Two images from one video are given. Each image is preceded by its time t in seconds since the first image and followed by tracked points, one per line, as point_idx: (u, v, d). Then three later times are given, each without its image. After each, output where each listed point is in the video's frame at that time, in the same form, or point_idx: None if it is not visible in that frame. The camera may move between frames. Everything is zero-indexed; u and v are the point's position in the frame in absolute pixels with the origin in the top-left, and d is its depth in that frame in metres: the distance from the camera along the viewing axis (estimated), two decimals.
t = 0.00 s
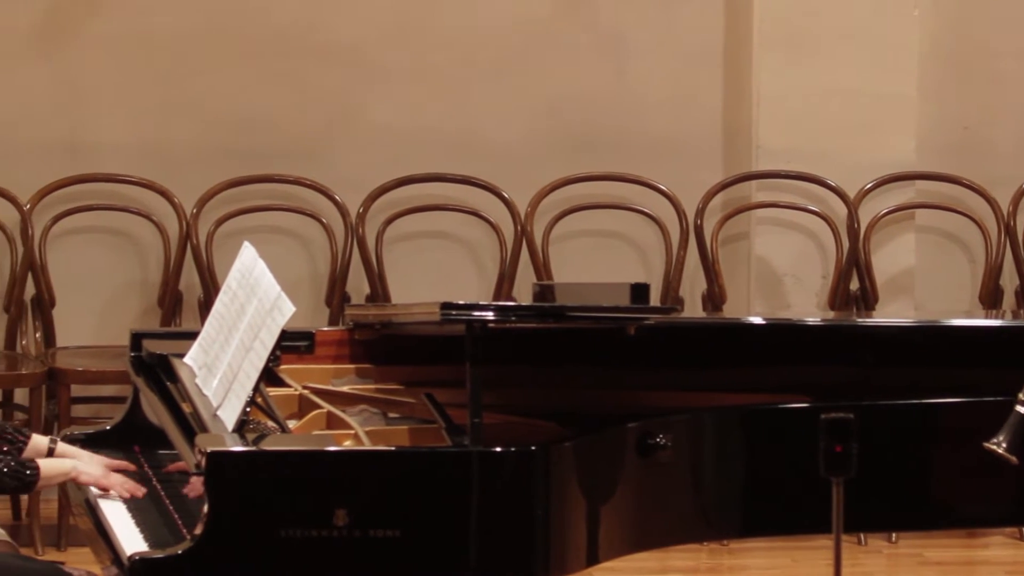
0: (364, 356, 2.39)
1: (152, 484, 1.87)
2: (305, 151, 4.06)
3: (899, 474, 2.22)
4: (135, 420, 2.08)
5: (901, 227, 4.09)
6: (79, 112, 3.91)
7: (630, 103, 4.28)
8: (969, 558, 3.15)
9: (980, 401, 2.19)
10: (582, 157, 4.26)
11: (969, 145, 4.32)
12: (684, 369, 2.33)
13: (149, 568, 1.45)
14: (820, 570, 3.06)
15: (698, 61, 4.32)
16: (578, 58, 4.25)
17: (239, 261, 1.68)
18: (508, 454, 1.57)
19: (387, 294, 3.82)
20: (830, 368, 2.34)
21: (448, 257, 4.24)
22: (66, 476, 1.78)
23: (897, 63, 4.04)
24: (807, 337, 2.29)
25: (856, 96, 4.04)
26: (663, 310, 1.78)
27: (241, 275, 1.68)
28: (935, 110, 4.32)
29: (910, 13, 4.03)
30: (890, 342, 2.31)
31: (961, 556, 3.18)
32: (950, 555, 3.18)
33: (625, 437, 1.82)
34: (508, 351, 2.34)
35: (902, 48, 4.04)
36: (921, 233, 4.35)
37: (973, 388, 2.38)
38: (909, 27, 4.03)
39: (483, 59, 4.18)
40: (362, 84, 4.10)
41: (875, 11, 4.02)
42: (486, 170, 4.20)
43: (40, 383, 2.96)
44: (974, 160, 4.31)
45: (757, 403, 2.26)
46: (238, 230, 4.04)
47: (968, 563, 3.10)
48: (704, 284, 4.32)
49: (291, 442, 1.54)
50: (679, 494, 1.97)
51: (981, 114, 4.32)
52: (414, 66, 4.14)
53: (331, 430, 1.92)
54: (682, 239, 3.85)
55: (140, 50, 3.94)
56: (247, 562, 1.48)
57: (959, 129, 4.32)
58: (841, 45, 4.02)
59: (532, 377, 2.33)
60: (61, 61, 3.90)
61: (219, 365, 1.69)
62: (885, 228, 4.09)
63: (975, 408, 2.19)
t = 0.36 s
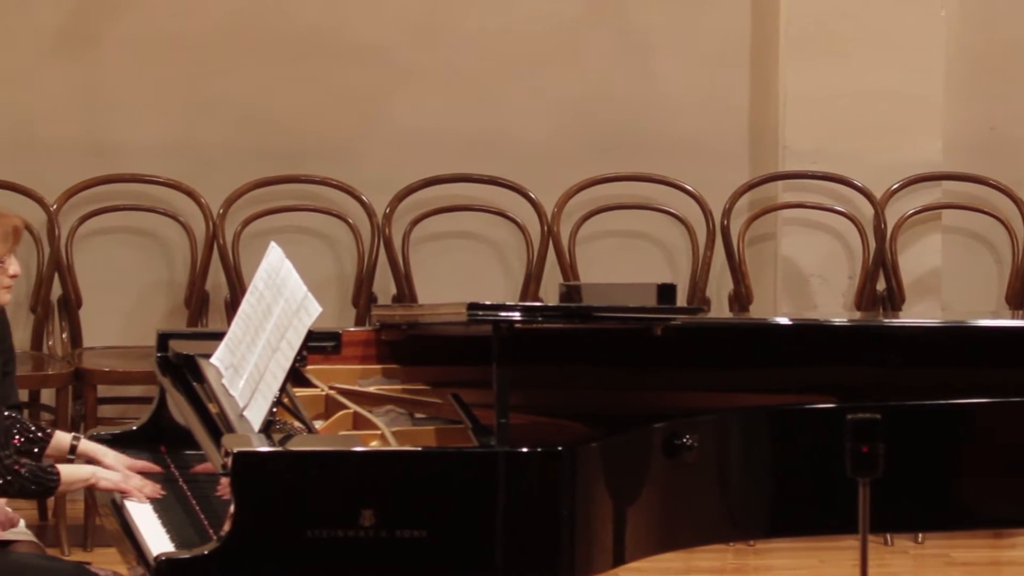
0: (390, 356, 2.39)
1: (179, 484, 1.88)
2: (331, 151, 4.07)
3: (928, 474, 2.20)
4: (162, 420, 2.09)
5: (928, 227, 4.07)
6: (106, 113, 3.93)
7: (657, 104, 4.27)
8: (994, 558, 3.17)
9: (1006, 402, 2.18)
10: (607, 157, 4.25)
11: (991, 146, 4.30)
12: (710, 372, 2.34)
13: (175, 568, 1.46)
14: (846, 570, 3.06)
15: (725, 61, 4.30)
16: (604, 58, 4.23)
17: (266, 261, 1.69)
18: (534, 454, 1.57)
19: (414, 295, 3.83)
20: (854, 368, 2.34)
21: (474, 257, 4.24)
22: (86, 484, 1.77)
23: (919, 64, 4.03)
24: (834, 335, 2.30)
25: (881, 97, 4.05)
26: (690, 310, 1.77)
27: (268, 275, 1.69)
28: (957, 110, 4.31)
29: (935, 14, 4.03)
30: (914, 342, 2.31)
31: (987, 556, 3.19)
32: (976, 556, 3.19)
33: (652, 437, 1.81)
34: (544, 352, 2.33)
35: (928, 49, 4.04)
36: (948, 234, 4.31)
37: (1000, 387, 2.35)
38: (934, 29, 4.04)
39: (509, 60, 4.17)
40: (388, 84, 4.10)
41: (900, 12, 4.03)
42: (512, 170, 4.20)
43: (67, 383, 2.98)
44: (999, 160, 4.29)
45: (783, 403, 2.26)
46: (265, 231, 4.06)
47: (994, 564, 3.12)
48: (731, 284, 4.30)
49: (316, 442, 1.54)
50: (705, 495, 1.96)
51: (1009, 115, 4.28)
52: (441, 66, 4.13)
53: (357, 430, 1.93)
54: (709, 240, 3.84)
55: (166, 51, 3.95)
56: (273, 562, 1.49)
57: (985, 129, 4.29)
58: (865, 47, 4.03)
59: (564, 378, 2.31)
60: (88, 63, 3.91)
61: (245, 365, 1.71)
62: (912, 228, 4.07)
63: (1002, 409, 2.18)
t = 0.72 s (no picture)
0: (414, 355, 2.39)
1: (204, 484, 1.89)
2: (356, 151, 4.08)
3: (953, 474, 2.19)
4: (187, 421, 2.10)
5: (953, 227, 4.05)
6: (132, 114, 3.94)
7: (682, 103, 4.26)
8: (1021, 558, 3.14)
9: None
10: (631, 156, 4.24)
11: (1015, 145, 4.28)
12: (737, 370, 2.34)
13: (199, 568, 1.47)
14: (872, 570, 3.04)
15: (750, 59, 4.28)
16: (629, 57, 4.22)
17: (291, 261, 1.71)
18: (559, 454, 1.56)
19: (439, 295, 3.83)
20: (879, 369, 2.36)
21: (498, 257, 4.24)
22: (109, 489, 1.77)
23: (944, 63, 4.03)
24: (854, 335, 2.33)
25: (906, 96, 4.05)
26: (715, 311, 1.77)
27: (293, 275, 1.70)
28: (983, 109, 4.28)
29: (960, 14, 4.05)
30: (935, 339, 2.32)
31: (1014, 556, 3.17)
32: (1002, 556, 3.16)
33: (677, 437, 1.81)
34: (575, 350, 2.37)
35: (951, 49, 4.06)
36: (973, 234, 4.27)
37: None
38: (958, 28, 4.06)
39: (535, 59, 4.17)
40: (412, 85, 4.10)
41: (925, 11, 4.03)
42: (536, 170, 4.20)
43: (92, 383, 3.01)
44: None
45: (811, 403, 2.24)
46: (290, 231, 4.08)
47: (1020, 564, 3.08)
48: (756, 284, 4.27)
49: (341, 442, 1.55)
50: (730, 495, 1.95)
51: None
52: (466, 66, 4.13)
53: (381, 431, 1.93)
54: (734, 240, 3.82)
55: (192, 51, 3.96)
56: (298, 562, 1.49)
57: (1007, 129, 4.28)
58: (889, 47, 4.04)
59: (592, 380, 2.30)
60: (114, 65, 3.93)
61: (270, 367, 1.71)
62: (938, 227, 4.05)
63: None
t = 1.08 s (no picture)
0: (436, 356, 2.38)
1: (226, 484, 1.89)
2: (377, 151, 4.09)
3: (975, 475, 2.18)
4: (209, 421, 2.11)
5: (976, 227, 4.02)
6: (154, 114, 3.96)
7: (704, 103, 4.24)
8: None
9: None
10: (653, 156, 4.23)
11: None
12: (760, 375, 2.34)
13: (221, 568, 1.46)
14: (893, 571, 3.02)
15: (772, 59, 4.26)
16: (651, 57, 4.22)
17: (312, 261, 1.71)
18: (580, 454, 1.56)
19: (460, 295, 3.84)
20: (900, 369, 2.35)
21: (519, 257, 4.24)
22: (132, 487, 1.75)
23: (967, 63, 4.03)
24: (877, 336, 2.30)
25: (929, 96, 4.04)
26: (739, 312, 1.76)
27: (315, 275, 1.71)
28: (1006, 109, 4.26)
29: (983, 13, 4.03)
30: (957, 340, 2.32)
31: None
32: None
33: (698, 438, 1.80)
34: (596, 353, 2.32)
35: (974, 48, 4.05)
36: (996, 234, 4.24)
37: None
38: (981, 27, 4.04)
39: (556, 59, 4.17)
40: (433, 85, 4.11)
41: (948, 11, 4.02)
42: (557, 171, 4.19)
43: (114, 383, 3.02)
44: None
45: (829, 405, 2.27)
46: (312, 231, 4.09)
47: None
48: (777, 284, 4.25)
49: (362, 442, 1.55)
50: (751, 496, 1.94)
51: None
52: (487, 65, 4.13)
53: (404, 430, 1.93)
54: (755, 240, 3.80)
55: (215, 51, 3.98)
56: (321, 564, 1.49)
57: None
58: (911, 47, 4.03)
59: (613, 380, 2.30)
60: (137, 66, 3.95)
61: (292, 366, 1.70)
62: (960, 227, 4.02)
63: None
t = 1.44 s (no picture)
0: (453, 357, 2.38)
1: (243, 485, 1.90)
2: (393, 151, 4.09)
3: (992, 476, 2.17)
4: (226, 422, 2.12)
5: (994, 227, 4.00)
6: (171, 115, 3.97)
7: (720, 103, 4.23)
8: None
9: None
10: (669, 156, 4.22)
11: None
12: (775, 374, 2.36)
13: (238, 569, 1.47)
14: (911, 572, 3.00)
15: (789, 59, 4.25)
16: (667, 57, 4.21)
17: (329, 262, 1.72)
18: (597, 454, 1.56)
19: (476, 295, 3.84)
20: (916, 370, 2.34)
21: (536, 258, 4.23)
22: (151, 487, 1.74)
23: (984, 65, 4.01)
24: (891, 335, 2.30)
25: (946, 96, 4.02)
26: (754, 311, 1.76)
27: (331, 276, 1.71)
28: None
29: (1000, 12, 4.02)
30: (974, 341, 2.30)
31: None
32: None
33: (714, 438, 1.80)
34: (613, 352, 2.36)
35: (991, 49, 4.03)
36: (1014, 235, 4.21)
37: None
38: (998, 27, 4.03)
39: (571, 59, 4.16)
40: (449, 86, 4.11)
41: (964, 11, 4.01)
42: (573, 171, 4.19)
43: (130, 384, 3.04)
44: None
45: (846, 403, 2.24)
46: (329, 231, 4.10)
47: None
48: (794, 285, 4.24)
49: (377, 443, 1.55)
50: (767, 497, 1.93)
51: None
52: (503, 66, 4.13)
53: (420, 431, 1.93)
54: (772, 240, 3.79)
55: (231, 52, 3.99)
56: (338, 565, 1.50)
57: None
58: (928, 49, 4.02)
59: (625, 380, 2.30)
60: (154, 68, 3.96)
61: (308, 367, 1.71)
62: (978, 228, 3.99)
63: None
